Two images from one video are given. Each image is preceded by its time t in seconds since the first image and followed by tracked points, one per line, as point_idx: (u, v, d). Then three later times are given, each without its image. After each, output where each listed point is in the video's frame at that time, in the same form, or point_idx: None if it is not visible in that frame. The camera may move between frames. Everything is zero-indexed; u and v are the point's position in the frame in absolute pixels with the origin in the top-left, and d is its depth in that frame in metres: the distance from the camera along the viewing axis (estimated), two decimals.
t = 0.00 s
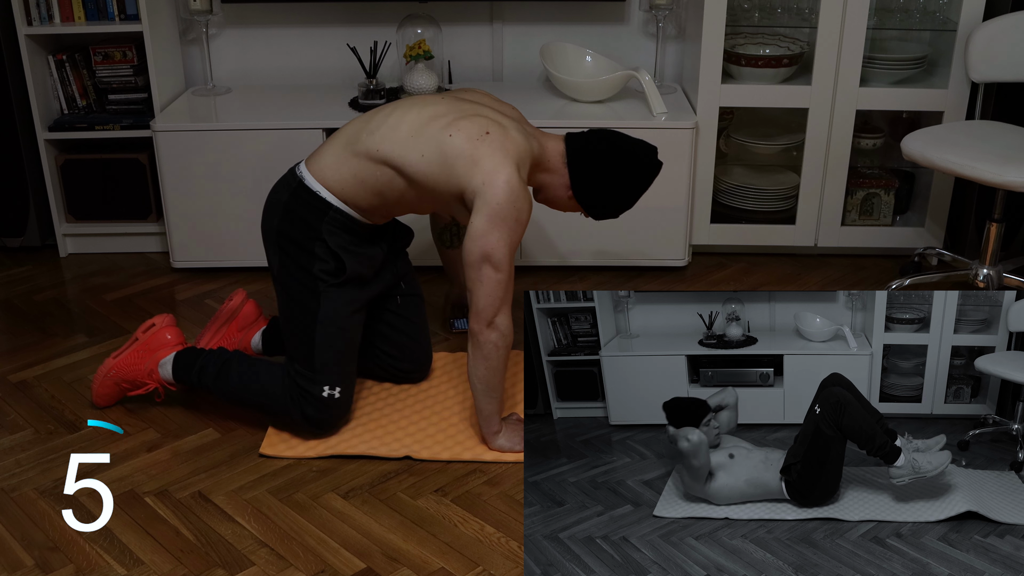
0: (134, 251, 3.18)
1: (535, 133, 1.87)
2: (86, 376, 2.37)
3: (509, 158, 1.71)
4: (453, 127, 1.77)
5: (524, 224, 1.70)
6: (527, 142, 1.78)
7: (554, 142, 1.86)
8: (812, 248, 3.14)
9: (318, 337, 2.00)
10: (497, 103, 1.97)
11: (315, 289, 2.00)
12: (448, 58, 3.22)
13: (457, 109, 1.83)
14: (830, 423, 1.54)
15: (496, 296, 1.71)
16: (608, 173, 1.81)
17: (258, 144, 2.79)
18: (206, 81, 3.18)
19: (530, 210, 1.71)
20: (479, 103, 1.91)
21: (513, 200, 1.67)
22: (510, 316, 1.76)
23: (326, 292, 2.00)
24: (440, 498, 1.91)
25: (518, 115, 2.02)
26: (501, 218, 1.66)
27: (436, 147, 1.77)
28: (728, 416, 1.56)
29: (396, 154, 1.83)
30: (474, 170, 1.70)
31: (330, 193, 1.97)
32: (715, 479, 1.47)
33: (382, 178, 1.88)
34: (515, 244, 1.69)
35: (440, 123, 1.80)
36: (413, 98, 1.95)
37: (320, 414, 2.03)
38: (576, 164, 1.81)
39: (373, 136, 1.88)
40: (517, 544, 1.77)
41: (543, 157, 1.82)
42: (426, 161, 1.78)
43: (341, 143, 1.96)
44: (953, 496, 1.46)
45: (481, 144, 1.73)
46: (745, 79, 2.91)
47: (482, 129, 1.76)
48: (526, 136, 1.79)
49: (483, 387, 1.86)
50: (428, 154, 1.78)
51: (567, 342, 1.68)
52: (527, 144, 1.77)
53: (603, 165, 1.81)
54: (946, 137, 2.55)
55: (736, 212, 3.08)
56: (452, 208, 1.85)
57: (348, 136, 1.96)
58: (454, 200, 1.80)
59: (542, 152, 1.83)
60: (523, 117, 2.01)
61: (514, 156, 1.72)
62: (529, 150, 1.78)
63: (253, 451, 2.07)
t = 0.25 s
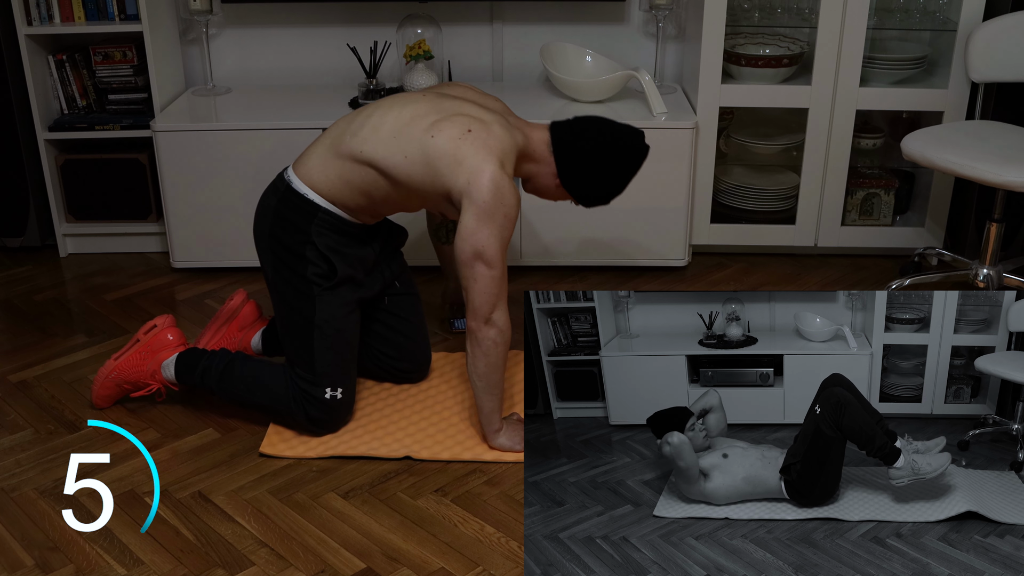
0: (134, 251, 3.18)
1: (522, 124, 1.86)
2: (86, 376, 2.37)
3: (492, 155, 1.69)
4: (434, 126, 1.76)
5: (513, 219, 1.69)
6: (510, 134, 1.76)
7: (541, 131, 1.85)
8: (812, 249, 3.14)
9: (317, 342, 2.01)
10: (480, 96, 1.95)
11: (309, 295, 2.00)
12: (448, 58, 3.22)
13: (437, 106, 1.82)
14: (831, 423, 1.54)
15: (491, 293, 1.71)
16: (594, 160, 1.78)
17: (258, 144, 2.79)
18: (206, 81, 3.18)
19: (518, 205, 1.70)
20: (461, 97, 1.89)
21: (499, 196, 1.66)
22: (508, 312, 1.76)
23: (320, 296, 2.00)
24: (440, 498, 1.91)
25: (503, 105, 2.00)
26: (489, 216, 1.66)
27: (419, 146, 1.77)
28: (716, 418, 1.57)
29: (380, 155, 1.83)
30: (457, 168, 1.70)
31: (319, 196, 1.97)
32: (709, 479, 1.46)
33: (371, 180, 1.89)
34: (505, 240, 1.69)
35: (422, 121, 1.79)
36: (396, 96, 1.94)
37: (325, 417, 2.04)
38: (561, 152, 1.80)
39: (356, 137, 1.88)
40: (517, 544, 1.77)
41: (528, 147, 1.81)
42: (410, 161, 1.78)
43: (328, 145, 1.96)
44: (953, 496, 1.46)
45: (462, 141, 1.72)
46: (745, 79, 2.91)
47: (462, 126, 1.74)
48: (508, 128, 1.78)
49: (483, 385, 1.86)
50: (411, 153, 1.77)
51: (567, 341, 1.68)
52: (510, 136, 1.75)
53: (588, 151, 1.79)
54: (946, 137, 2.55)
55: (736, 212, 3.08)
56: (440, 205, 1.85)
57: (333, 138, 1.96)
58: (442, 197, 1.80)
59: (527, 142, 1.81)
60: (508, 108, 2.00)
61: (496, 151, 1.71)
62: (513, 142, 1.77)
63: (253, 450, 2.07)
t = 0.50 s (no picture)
0: (134, 251, 3.18)
1: (502, 93, 1.86)
2: (86, 376, 2.37)
3: (472, 123, 1.70)
4: (413, 104, 1.76)
5: (500, 185, 1.67)
6: (489, 104, 1.77)
7: (522, 98, 1.85)
8: (812, 249, 3.14)
9: (312, 342, 2.01)
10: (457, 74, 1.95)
11: (303, 296, 2.00)
12: (448, 58, 3.22)
13: (415, 85, 1.82)
14: (826, 422, 1.54)
15: (483, 263, 1.66)
16: (579, 122, 1.79)
17: (258, 144, 2.79)
18: (207, 82, 3.18)
19: (503, 171, 1.68)
20: (438, 76, 1.89)
21: (482, 162, 1.66)
22: (502, 282, 1.70)
23: (315, 296, 2.00)
24: (440, 498, 1.91)
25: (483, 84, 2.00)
26: (473, 183, 1.64)
27: (400, 125, 1.76)
28: (726, 416, 1.55)
29: (365, 142, 1.83)
30: (438, 141, 1.70)
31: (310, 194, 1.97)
32: (712, 479, 1.47)
33: (360, 169, 1.88)
34: (493, 207, 1.66)
35: (401, 101, 1.79)
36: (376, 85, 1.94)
37: (323, 416, 2.04)
38: (545, 118, 1.81)
39: (340, 129, 1.88)
40: (518, 544, 1.77)
41: (511, 116, 1.82)
42: (394, 143, 1.78)
43: (315, 144, 1.96)
44: (953, 495, 1.46)
45: (440, 114, 1.72)
46: (745, 79, 2.91)
47: (439, 100, 1.74)
48: (488, 98, 1.78)
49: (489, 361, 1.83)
50: (393, 134, 1.77)
51: (567, 341, 1.67)
52: (489, 106, 1.75)
53: (572, 113, 1.79)
54: (947, 138, 2.55)
55: (736, 212, 3.08)
56: (427, 181, 1.83)
57: (319, 135, 1.96)
58: (428, 174, 1.78)
59: (509, 111, 1.82)
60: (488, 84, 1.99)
61: (475, 120, 1.71)
62: (494, 113, 1.77)
63: (253, 451, 2.07)
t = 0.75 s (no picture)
0: (134, 251, 3.18)
1: (499, 82, 1.85)
2: (86, 376, 2.37)
3: (473, 113, 1.71)
4: (414, 97, 1.77)
5: (505, 173, 1.69)
6: (489, 92, 1.77)
7: (519, 85, 1.84)
8: (812, 249, 3.14)
9: (312, 345, 2.01)
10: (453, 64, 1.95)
11: (304, 297, 2.00)
12: (448, 58, 3.22)
13: (414, 77, 1.82)
14: (819, 420, 1.53)
15: (492, 252, 1.71)
16: (579, 109, 1.81)
17: (258, 144, 2.79)
18: (206, 82, 3.18)
19: (507, 159, 1.70)
20: (435, 66, 1.90)
21: (486, 152, 1.67)
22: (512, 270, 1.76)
23: (316, 298, 2.00)
24: (440, 498, 1.91)
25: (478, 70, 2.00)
26: (479, 174, 1.67)
27: (402, 119, 1.77)
28: (747, 415, 1.54)
29: (366, 138, 1.83)
30: (442, 132, 1.71)
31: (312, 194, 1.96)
32: (728, 482, 1.46)
33: (362, 166, 1.89)
34: (499, 194, 1.70)
35: (401, 94, 1.79)
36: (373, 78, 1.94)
37: (322, 419, 2.05)
38: (546, 105, 1.81)
39: (340, 125, 1.88)
40: (518, 545, 1.77)
41: (510, 105, 1.81)
42: (397, 137, 1.78)
43: (315, 143, 1.95)
44: (952, 494, 1.45)
45: (441, 105, 1.72)
46: (745, 78, 2.91)
47: (439, 91, 1.75)
48: (487, 86, 1.78)
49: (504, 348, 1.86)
50: (396, 128, 1.78)
51: (567, 342, 1.67)
52: (489, 94, 1.76)
53: (573, 100, 1.80)
54: (947, 137, 2.55)
55: (736, 212, 3.08)
56: (432, 172, 1.85)
57: (318, 132, 1.96)
58: (432, 166, 1.80)
59: (509, 100, 1.81)
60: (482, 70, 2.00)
61: (477, 109, 1.72)
62: (494, 101, 1.78)
63: (253, 450, 2.07)
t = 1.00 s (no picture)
0: (134, 251, 3.19)
1: (519, 91, 1.86)
2: (86, 376, 2.37)
3: (500, 120, 1.71)
4: (439, 101, 1.77)
5: (530, 181, 1.69)
6: (514, 100, 1.78)
7: (540, 96, 1.85)
8: (811, 248, 3.14)
9: (317, 346, 2.01)
10: (474, 71, 1.96)
11: (313, 298, 2.00)
12: (448, 58, 3.22)
13: (439, 82, 1.83)
14: (819, 419, 1.40)
15: (515, 257, 1.71)
16: (596, 123, 1.80)
17: (258, 144, 2.79)
18: (206, 82, 3.18)
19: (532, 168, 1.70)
20: (459, 73, 1.90)
21: (513, 159, 1.66)
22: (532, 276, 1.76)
23: (323, 299, 2.00)
24: (440, 498, 1.91)
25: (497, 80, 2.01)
26: (505, 180, 1.66)
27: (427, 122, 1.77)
28: (755, 415, 1.41)
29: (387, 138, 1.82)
30: (469, 138, 1.70)
31: (326, 193, 1.96)
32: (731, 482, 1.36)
33: (379, 166, 1.88)
34: (523, 203, 1.69)
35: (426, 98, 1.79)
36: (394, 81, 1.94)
37: (321, 420, 2.05)
38: (563, 117, 1.81)
39: (360, 124, 1.87)
40: (518, 544, 1.77)
41: (530, 114, 1.82)
42: (420, 139, 1.78)
43: (330, 142, 1.95)
44: (952, 493, 1.34)
45: (469, 111, 1.73)
46: (745, 79, 2.91)
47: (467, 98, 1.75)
48: (512, 95, 1.79)
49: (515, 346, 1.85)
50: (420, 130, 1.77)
51: (567, 341, 1.51)
52: (514, 102, 1.77)
53: (590, 114, 1.80)
54: (947, 137, 2.55)
55: (736, 212, 3.08)
56: (452, 178, 1.85)
57: (335, 131, 1.96)
58: (454, 171, 1.80)
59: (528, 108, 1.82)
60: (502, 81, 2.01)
61: (504, 116, 1.72)
62: (518, 109, 1.78)
63: (253, 451, 2.07)
